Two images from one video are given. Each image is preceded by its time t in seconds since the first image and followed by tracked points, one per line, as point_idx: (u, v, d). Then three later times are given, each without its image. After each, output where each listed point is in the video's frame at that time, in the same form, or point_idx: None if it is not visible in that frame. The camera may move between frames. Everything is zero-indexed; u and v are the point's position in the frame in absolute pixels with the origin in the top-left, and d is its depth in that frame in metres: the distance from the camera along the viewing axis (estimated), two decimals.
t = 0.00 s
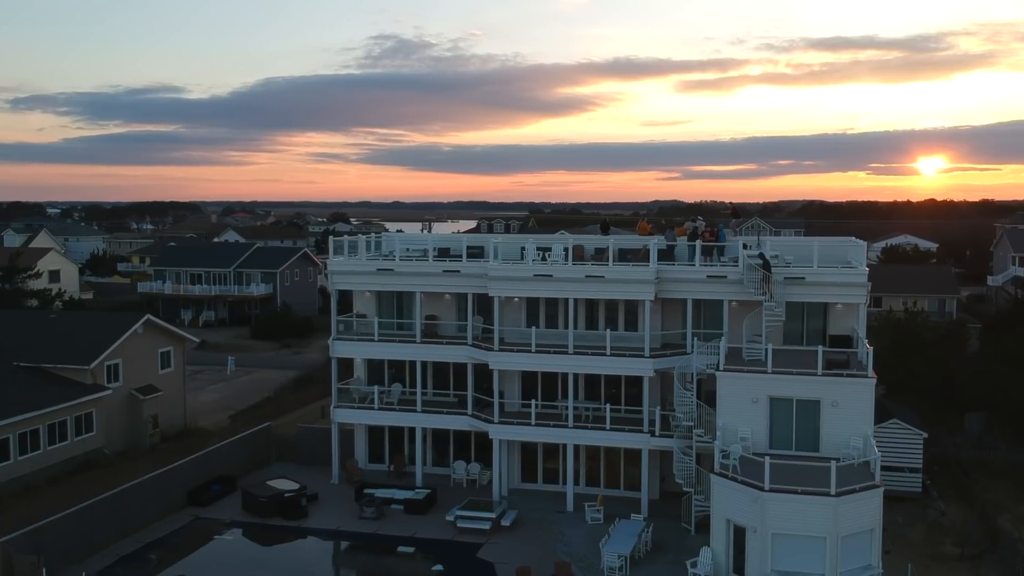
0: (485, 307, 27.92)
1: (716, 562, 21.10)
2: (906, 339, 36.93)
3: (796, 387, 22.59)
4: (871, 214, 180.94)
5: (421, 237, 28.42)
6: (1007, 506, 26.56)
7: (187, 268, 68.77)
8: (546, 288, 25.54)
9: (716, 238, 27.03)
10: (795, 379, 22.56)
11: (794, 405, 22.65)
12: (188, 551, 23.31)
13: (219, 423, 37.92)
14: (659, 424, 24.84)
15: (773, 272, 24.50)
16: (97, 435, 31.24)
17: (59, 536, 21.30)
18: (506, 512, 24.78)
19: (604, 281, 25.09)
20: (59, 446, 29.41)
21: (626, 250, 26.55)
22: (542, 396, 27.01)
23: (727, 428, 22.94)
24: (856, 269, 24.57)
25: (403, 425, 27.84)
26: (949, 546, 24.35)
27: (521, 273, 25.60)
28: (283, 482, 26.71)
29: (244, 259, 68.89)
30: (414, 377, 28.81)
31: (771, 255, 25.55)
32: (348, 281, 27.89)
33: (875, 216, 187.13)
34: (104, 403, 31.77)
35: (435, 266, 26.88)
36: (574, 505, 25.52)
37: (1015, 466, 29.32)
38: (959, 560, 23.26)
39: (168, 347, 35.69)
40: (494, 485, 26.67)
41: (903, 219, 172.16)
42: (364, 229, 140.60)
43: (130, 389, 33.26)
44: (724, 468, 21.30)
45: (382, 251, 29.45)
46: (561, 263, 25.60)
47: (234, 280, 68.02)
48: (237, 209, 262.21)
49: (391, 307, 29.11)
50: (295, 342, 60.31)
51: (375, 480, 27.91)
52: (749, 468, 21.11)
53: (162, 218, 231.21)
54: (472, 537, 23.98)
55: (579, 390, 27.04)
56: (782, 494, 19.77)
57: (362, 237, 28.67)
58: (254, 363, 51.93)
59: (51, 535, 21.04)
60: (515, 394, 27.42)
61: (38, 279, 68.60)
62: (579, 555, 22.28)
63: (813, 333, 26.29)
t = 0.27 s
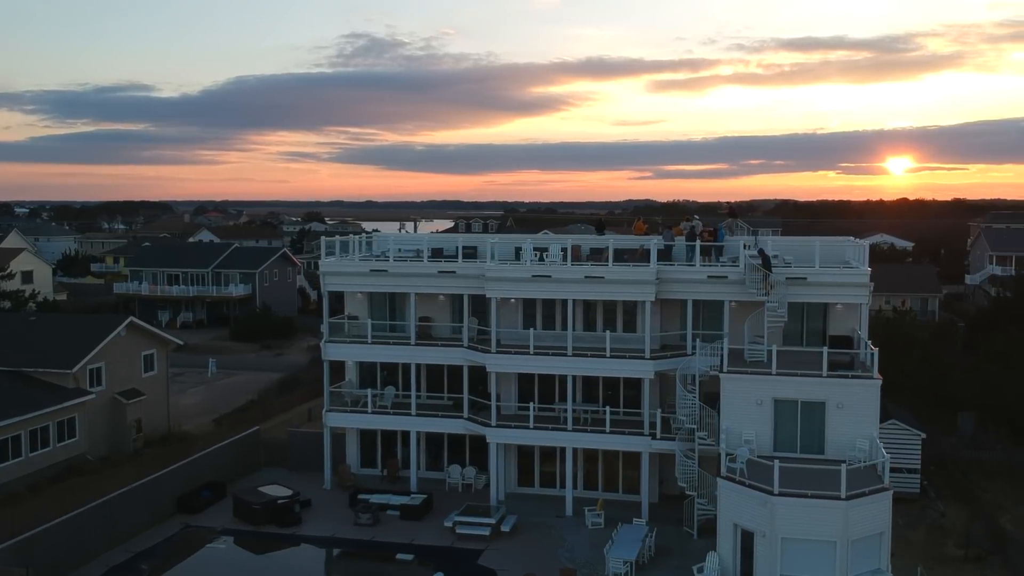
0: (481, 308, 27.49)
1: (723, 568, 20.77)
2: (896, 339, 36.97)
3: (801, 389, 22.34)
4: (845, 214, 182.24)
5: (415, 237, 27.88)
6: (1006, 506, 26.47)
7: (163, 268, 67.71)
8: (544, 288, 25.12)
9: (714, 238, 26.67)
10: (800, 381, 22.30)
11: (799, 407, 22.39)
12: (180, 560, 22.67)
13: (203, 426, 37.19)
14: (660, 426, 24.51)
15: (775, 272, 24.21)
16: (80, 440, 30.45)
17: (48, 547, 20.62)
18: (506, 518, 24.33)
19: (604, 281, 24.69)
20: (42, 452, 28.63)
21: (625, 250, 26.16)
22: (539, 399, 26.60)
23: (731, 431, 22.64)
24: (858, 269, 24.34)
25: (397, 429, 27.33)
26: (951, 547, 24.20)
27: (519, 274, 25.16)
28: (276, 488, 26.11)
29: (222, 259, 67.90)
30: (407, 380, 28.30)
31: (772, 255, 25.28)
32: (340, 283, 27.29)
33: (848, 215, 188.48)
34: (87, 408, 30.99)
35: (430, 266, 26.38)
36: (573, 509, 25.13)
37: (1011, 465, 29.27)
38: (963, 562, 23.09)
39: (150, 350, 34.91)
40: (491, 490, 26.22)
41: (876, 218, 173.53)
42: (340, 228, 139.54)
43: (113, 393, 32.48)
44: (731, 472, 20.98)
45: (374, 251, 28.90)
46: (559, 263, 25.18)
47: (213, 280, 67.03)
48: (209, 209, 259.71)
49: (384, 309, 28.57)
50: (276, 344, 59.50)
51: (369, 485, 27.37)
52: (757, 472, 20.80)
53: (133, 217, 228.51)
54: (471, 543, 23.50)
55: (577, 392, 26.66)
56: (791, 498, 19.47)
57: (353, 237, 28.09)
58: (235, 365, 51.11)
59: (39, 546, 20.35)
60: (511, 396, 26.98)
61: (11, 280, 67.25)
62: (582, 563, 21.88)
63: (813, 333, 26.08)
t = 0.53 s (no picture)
0: (476, 310, 27.00)
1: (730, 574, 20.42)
2: (884, 340, 36.85)
3: (807, 392, 22.06)
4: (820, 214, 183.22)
5: (408, 238, 27.33)
6: (1005, 507, 26.35)
7: (140, 269, 66.56)
8: (543, 290, 24.67)
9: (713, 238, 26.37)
10: (805, 384, 22.02)
11: (805, 410, 22.11)
12: (172, 571, 22.00)
13: (186, 431, 36.40)
14: (661, 430, 24.14)
15: (777, 273, 23.91)
16: (62, 447, 29.63)
17: (35, 560, 19.90)
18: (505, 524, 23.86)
19: (604, 283, 24.28)
20: (23, 460, 27.80)
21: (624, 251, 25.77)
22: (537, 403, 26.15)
23: (735, 434, 22.31)
24: (860, 270, 24.11)
25: (391, 434, 26.77)
26: (954, 550, 24.01)
27: (517, 275, 24.68)
28: (267, 495, 25.47)
29: (200, 260, 66.83)
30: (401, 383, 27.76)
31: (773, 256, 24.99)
32: (332, 285, 26.62)
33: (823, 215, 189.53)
34: (69, 413, 30.16)
35: (425, 268, 25.84)
36: (573, 514, 24.70)
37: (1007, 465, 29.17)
38: (968, 565, 22.89)
39: (133, 354, 34.12)
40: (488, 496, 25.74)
41: (851, 218, 174.56)
42: (316, 228, 138.37)
43: (95, 398, 31.68)
44: (738, 476, 20.64)
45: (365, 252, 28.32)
46: (558, 265, 24.74)
47: (190, 281, 65.97)
48: (182, 208, 256.94)
49: (376, 311, 28.00)
50: (256, 346, 58.63)
51: (362, 491, 26.79)
52: (764, 476, 20.48)
53: (104, 217, 225.64)
54: (471, 551, 23.00)
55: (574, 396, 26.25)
56: (802, 503, 19.16)
57: (345, 238, 27.50)
58: (216, 367, 50.23)
59: (26, 558, 19.63)
60: (508, 400, 26.51)
61: None
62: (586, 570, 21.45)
63: (813, 335, 25.83)
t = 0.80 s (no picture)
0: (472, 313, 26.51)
1: None
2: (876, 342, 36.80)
3: (812, 394, 21.76)
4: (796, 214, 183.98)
5: (402, 239, 26.75)
6: (1004, 508, 26.25)
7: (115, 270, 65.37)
8: (543, 292, 24.21)
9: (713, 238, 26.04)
10: (811, 386, 21.72)
11: (811, 413, 21.81)
12: None
13: (169, 437, 35.60)
14: (663, 434, 23.76)
15: (780, 274, 23.59)
16: (44, 455, 28.82)
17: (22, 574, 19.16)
18: (505, 531, 23.37)
19: (605, 284, 23.86)
20: (5, 469, 26.98)
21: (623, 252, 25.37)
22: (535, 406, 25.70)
23: (740, 438, 21.97)
24: (863, 271, 23.85)
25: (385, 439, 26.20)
26: (957, 553, 23.82)
27: (516, 277, 24.19)
28: (259, 503, 24.82)
29: (176, 261, 65.74)
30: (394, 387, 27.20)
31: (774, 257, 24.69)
32: (324, 287, 25.98)
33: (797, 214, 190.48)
34: (51, 420, 29.35)
35: (420, 269, 25.28)
36: (573, 520, 24.27)
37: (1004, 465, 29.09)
38: (973, 568, 22.69)
39: (116, 358, 33.32)
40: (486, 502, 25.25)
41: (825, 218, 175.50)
42: (292, 228, 137.09)
43: (77, 404, 30.86)
44: (746, 481, 20.29)
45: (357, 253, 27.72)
46: (557, 266, 24.28)
47: (167, 283, 64.87)
48: (153, 208, 254.06)
49: (369, 313, 27.42)
50: (236, 349, 57.72)
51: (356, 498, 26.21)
52: (773, 481, 20.15)
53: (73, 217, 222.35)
54: (471, 559, 22.49)
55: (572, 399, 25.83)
56: (815, 509, 18.82)
57: (337, 239, 26.88)
58: (196, 371, 49.33)
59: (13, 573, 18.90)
60: (504, 404, 26.03)
61: None
62: None
63: (813, 337, 25.57)
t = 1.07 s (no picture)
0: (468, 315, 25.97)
1: None
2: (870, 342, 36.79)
3: (819, 398, 21.44)
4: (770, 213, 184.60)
5: (397, 240, 26.14)
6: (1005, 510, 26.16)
7: (90, 272, 64.22)
8: (543, 294, 23.71)
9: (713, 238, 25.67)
10: (818, 390, 21.40)
11: (817, 416, 21.50)
12: None
13: (152, 442, 34.80)
14: (666, 438, 23.36)
15: (785, 275, 23.25)
16: (24, 463, 27.96)
17: None
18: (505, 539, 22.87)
19: (606, 286, 23.41)
20: None
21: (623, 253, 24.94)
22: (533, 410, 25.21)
23: (746, 443, 21.61)
24: (867, 272, 23.56)
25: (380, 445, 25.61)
26: (962, 556, 23.62)
27: (515, 279, 23.68)
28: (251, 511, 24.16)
29: (153, 262, 64.65)
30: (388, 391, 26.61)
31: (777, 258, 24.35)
32: (317, 290, 25.34)
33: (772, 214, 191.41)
34: (31, 427, 28.50)
35: (416, 271, 24.70)
36: (574, 526, 23.81)
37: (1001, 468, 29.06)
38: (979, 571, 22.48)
39: (97, 362, 32.46)
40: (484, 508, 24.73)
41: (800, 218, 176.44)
42: (267, 228, 135.74)
43: (58, 410, 30.01)
44: (755, 487, 19.93)
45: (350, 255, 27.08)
46: (557, 268, 23.80)
47: (144, 284, 63.81)
48: (123, 209, 250.92)
49: (361, 316, 26.80)
50: (215, 351, 56.78)
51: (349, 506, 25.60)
52: (782, 486, 19.80)
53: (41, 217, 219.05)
54: (471, 567, 21.95)
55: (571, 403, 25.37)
56: (827, 515, 18.49)
57: (329, 240, 26.24)
58: (175, 374, 48.39)
59: None
60: (502, 408, 25.52)
61: None
62: None
63: (815, 338, 25.28)
